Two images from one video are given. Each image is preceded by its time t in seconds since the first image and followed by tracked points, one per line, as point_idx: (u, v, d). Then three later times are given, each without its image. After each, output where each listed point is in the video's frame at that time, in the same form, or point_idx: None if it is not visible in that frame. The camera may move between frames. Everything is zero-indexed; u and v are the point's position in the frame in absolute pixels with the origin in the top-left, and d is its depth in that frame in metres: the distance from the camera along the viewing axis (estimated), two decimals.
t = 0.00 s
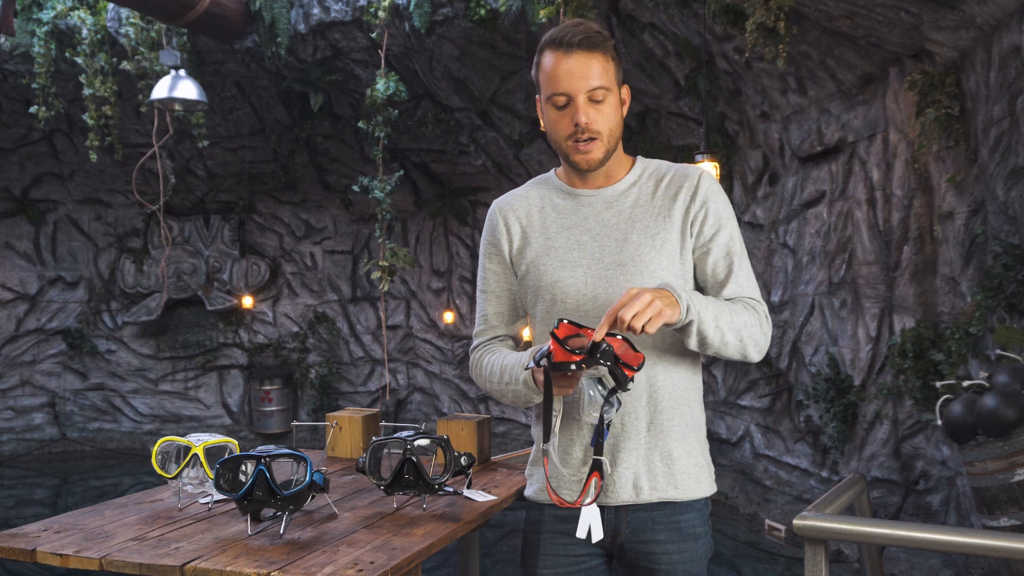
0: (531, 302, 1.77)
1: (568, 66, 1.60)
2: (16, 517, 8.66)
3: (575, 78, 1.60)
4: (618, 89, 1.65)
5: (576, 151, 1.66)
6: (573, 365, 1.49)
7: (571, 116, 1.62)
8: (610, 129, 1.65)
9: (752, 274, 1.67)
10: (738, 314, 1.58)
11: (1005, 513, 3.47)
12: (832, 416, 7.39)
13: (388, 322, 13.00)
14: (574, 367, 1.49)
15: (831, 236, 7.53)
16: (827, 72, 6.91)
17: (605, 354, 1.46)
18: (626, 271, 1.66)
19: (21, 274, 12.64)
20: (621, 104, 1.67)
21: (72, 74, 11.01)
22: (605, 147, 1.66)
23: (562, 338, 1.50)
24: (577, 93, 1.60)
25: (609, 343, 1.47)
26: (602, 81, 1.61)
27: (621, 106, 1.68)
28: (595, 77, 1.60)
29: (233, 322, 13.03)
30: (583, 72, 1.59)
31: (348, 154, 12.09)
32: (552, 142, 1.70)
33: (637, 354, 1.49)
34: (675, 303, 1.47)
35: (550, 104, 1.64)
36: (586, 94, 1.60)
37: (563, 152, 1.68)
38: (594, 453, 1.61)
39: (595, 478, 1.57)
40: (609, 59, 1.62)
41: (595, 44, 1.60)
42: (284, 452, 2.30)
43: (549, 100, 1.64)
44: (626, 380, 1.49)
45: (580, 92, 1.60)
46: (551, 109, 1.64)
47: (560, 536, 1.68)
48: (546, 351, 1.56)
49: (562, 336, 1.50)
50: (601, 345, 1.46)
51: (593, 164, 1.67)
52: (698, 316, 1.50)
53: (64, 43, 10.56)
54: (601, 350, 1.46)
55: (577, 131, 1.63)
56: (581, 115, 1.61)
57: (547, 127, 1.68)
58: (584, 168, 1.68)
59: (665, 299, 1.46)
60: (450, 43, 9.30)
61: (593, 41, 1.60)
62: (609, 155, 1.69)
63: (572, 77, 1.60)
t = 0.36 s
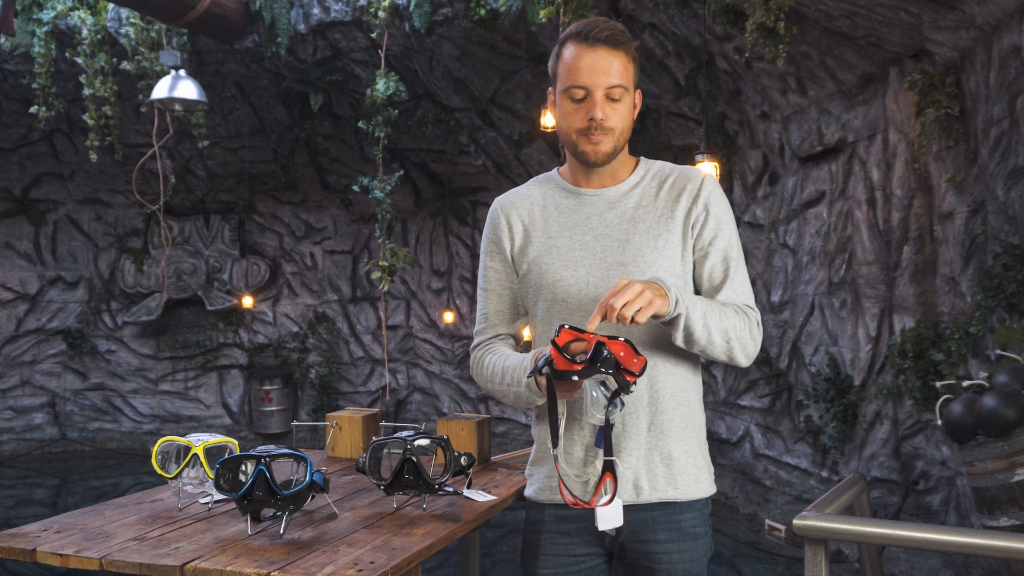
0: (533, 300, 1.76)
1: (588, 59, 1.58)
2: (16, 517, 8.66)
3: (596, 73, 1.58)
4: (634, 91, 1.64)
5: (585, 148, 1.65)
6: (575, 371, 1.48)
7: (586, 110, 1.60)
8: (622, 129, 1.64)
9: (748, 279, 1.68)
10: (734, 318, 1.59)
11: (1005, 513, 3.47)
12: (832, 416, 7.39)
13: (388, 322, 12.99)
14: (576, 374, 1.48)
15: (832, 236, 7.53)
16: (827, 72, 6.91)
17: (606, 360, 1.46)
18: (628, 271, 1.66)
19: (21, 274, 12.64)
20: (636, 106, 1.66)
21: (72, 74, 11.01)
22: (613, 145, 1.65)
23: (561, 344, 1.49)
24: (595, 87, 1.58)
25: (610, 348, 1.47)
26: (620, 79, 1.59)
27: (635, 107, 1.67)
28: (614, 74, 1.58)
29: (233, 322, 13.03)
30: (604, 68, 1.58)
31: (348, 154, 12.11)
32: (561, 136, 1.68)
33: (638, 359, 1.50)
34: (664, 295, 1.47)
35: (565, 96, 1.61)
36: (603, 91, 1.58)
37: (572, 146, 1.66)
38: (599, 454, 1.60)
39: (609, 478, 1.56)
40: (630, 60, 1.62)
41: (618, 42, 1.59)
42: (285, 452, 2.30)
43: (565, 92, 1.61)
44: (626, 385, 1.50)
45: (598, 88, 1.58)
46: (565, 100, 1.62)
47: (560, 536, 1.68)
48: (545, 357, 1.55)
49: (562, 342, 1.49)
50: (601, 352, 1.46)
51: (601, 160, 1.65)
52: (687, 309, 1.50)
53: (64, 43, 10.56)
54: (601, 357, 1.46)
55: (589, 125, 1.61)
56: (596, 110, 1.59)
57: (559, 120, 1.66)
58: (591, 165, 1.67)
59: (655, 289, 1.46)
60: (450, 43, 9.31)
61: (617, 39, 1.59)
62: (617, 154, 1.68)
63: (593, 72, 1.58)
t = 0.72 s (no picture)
0: (533, 301, 1.76)
1: (590, 63, 1.58)
2: (16, 517, 8.66)
3: (597, 77, 1.58)
4: (637, 94, 1.63)
5: (587, 151, 1.64)
6: (581, 369, 1.50)
7: (588, 114, 1.60)
8: (623, 133, 1.64)
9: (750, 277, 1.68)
10: (741, 307, 1.58)
11: (1005, 513, 3.47)
12: (832, 416, 7.39)
13: (388, 322, 12.99)
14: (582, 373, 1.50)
15: (831, 236, 7.53)
16: (827, 72, 6.91)
17: (612, 360, 1.47)
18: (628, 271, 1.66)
19: (20, 274, 12.65)
20: (638, 110, 1.66)
21: (72, 74, 11.02)
22: (615, 147, 1.64)
23: (569, 341, 1.49)
24: (597, 91, 1.58)
25: (615, 347, 1.48)
26: (622, 83, 1.59)
27: (637, 108, 1.67)
28: (616, 78, 1.58)
29: (233, 322, 13.03)
30: (605, 72, 1.58)
31: (348, 154, 12.12)
32: (562, 138, 1.68)
33: (643, 361, 1.51)
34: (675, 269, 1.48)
35: (567, 100, 1.61)
36: (606, 95, 1.58)
37: (573, 149, 1.66)
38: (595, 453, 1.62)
39: (594, 477, 1.59)
40: (632, 64, 1.61)
41: (621, 45, 1.59)
42: (285, 452, 2.31)
43: (567, 96, 1.61)
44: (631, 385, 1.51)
45: (601, 92, 1.58)
46: (567, 105, 1.62)
47: (560, 536, 1.68)
48: (549, 355, 1.56)
49: (568, 339, 1.49)
50: (607, 350, 1.47)
51: (603, 164, 1.65)
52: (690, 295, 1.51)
53: (64, 43, 10.57)
54: (606, 356, 1.46)
55: (591, 130, 1.61)
56: (598, 114, 1.59)
57: (560, 122, 1.66)
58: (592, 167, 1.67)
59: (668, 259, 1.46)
60: (449, 43, 9.32)
61: (619, 42, 1.59)
62: (618, 156, 1.68)
63: (594, 76, 1.58)
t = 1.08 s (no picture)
0: (533, 302, 1.76)
1: (593, 65, 1.58)
2: (16, 517, 8.66)
3: (599, 79, 1.58)
4: (638, 95, 1.64)
5: (589, 152, 1.64)
6: (573, 371, 1.49)
7: (590, 117, 1.60)
8: (625, 134, 1.64)
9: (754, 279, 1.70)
10: (753, 318, 1.61)
11: (1005, 513, 3.48)
12: (832, 416, 7.39)
13: (388, 322, 12.99)
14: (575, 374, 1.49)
15: (831, 236, 7.53)
16: (827, 72, 6.91)
17: (603, 359, 1.46)
18: (630, 271, 1.66)
19: (20, 275, 12.64)
20: (639, 111, 1.66)
21: (72, 74, 11.02)
22: (618, 149, 1.64)
23: (558, 344, 1.49)
24: (600, 94, 1.58)
25: (607, 346, 1.47)
26: (625, 85, 1.59)
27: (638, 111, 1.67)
28: (619, 80, 1.58)
29: (233, 322, 13.03)
30: (607, 74, 1.57)
31: (348, 154, 12.13)
32: (563, 139, 1.68)
33: (637, 358, 1.50)
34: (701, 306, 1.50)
35: (570, 102, 1.61)
36: (608, 97, 1.58)
37: (574, 149, 1.66)
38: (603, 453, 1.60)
39: (611, 475, 1.56)
40: (634, 66, 1.61)
41: (623, 47, 1.58)
42: (285, 452, 2.31)
43: (569, 98, 1.61)
44: (626, 384, 1.51)
45: (603, 94, 1.58)
46: (569, 107, 1.62)
47: (562, 537, 1.68)
48: (544, 355, 1.56)
49: (558, 342, 1.49)
50: (598, 351, 1.46)
51: (604, 166, 1.65)
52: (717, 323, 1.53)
53: (64, 43, 10.56)
54: (598, 356, 1.46)
55: (593, 132, 1.61)
56: (601, 117, 1.59)
57: (562, 123, 1.66)
58: (594, 170, 1.67)
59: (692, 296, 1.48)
60: (449, 43, 9.32)
61: (620, 43, 1.58)
62: (620, 157, 1.68)
63: (596, 79, 1.58)
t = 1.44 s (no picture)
0: (536, 302, 1.75)
1: (600, 63, 1.58)
2: (16, 517, 8.67)
3: (607, 79, 1.57)
4: (645, 96, 1.63)
5: (594, 151, 1.64)
6: (583, 371, 1.50)
7: (596, 116, 1.60)
8: (630, 134, 1.64)
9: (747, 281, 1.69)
10: (736, 317, 1.59)
11: (1005, 513, 3.48)
12: (832, 416, 7.39)
13: (388, 322, 12.99)
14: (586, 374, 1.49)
15: (831, 236, 7.53)
16: (827, 72, 6.91)
17: (614, 360, 1.47)
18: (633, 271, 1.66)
19: (20, 275, 12.65)
20: (646, 112, 1.66)
21: (72, 74, 11.02)
22: (622, 150, 1.64)
23: (570, 343, 1.49)
24: (607, 93, 1.58)
25: (618, 349, 1.48)
26: (633, 85, 1.59)
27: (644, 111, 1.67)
28: (627, 81, 1.58)
29: (233, 322, 13.03)
30: (615, 74, 1.57)
31: (348, 154, 12.14)
32: (568, 137, 1.67)
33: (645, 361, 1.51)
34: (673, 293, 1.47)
35: (577, 100, 1.61)
36: (615, 97, 1.58)
37: (579, 148, 1.65)
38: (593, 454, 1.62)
39: (594, 477, 1.60)
40: (642, 66, 1.61)
41: (632, 47, 1.59)
42: (285, 452, 2.31)
43: (576, 96, 1.61)
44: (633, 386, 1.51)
45: (610, 93, 1.58)
46: (576, 105, 1.62)
47: (563, 537, 1.68)
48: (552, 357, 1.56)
49: (570, 340, 1.49)
50: (609, 352, 1.47)
51: (609, 165, 1.65)
52: (690, 312, 1.51)
53: (64, 43, 10.57)
54: (609, 357, 1.47)
55: (599, 131, 1.61)
56: (607, 117, 1.59)
57: (567, 121, 1.65)
58: (599, 169, 1.66)
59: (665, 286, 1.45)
60: (449, 44, 9.33)
61: (630, 45, 1.59)
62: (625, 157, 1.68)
63: (604, 78, 1.58)
